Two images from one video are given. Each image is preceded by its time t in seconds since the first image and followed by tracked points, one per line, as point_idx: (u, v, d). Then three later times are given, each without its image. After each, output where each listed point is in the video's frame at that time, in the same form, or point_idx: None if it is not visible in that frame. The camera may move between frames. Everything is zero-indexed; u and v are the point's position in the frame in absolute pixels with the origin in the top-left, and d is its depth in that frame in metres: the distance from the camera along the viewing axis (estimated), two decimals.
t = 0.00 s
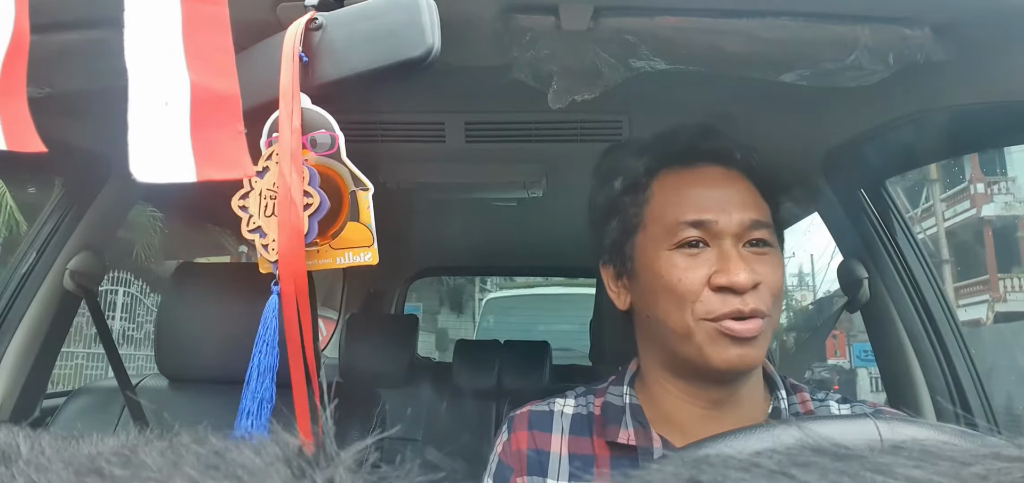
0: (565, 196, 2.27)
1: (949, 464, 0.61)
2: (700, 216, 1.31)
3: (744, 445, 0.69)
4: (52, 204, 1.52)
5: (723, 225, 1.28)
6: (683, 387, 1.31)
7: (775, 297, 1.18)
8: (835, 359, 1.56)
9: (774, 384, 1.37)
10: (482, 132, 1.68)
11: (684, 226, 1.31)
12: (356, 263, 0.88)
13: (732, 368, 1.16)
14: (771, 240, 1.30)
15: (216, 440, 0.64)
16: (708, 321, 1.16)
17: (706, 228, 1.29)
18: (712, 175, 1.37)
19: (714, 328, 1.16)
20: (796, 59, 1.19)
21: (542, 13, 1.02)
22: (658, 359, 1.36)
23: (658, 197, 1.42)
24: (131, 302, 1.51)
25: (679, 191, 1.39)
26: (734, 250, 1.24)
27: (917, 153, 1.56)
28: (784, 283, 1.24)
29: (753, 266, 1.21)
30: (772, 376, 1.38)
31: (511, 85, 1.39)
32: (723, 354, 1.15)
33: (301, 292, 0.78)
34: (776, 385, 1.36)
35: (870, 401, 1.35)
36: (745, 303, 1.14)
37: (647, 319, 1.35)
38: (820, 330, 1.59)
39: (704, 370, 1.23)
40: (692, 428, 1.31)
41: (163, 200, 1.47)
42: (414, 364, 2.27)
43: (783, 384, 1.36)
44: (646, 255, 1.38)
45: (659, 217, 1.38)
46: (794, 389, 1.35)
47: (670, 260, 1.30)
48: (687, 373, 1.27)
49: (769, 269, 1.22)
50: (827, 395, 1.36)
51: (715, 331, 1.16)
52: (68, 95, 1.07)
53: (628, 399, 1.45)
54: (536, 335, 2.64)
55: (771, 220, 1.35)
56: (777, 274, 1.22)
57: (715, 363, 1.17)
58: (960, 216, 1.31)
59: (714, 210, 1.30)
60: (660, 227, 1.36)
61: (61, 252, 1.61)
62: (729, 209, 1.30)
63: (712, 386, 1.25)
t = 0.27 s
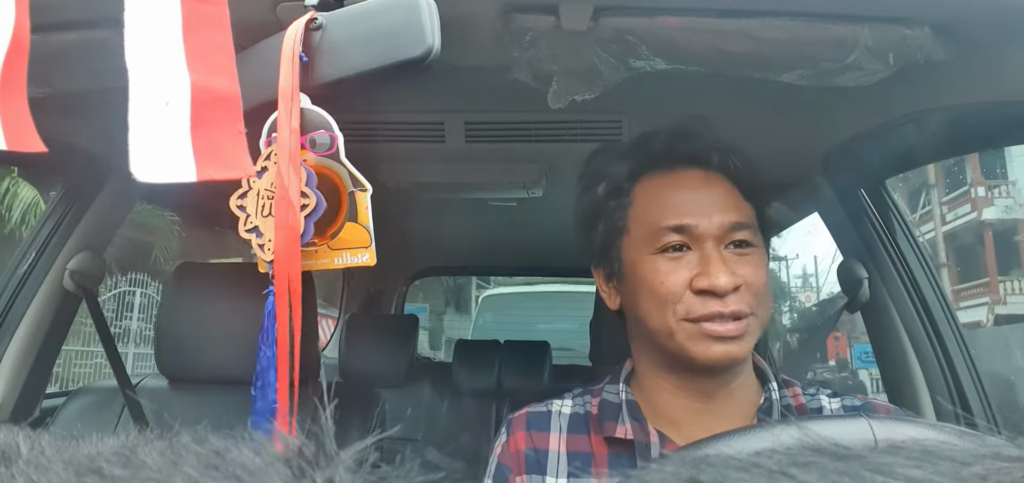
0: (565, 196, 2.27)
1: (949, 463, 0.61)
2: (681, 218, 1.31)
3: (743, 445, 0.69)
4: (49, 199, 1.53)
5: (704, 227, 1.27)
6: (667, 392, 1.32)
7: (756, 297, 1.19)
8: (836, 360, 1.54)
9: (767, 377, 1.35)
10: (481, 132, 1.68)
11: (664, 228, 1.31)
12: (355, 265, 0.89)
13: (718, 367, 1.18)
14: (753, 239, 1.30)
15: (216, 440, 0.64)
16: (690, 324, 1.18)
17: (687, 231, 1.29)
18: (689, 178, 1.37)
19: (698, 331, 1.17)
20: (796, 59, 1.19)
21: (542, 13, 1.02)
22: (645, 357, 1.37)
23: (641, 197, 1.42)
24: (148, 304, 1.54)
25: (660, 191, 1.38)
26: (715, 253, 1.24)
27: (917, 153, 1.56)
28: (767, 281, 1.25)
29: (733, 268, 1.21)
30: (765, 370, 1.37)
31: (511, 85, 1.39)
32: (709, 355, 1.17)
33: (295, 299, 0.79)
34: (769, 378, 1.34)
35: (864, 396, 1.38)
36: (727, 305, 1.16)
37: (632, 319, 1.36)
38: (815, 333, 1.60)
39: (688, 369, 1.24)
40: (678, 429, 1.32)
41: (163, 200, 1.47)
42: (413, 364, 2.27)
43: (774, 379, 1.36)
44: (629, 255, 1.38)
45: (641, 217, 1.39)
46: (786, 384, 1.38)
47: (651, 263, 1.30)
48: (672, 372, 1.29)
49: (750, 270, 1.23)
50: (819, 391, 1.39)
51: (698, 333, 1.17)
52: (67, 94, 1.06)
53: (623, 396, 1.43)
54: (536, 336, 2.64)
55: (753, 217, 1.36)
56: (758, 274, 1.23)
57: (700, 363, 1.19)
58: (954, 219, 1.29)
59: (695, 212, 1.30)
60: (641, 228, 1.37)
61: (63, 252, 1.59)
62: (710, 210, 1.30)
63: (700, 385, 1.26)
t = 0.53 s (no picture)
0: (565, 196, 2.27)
1: (949, 463, 0.61)
2: (673, 217, 1.32)
3: (742, 445, 0.69)
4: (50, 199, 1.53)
5: (694, 228, 1.28)
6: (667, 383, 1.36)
7: (741, 296, 1.21)
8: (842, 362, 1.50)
9: (771, 376, 1.37)
10: (481, 132, 1.68)
11: (657, 228, 1.33)
12: (347, 265, 0.89)
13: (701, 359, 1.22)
14: (751, 240, 1.29)
15: (215, 440, 0.64)
16: (672, 320, 1.21)
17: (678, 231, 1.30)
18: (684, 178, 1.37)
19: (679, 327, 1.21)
20: (796, 59, 1.19)
21: (542, 14, 1.02)
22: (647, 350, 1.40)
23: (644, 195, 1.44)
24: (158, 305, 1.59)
25: (660, 190, 1.40)
26: (703, 253, 1.25)
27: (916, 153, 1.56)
28: (760, 280, 1.25)
29: (718, 268, 1.23)
30: (770, 369, 1.38)
31: (511, 85, 1.39)
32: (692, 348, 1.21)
33: (266, 294, 0.72)
34: (774, 378, 1.37)
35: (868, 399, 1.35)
36: (705, 303, 1.19)
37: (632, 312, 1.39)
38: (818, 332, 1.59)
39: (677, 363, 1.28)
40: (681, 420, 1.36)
41: (163, 200, 1.47)
42: (413, 364, 2.27)
43: (780, 378, 1.38)
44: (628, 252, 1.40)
45: (641, 215, 1.41)
46: (790, 385, 1.38)
47: (643, 261, 1.32)
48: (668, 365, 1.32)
49: (738, 269, 1.23)
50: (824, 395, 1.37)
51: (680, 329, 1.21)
52: (67, 94, 1.07)
53: (629, 386, 1.44)
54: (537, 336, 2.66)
55: (755, 215, 1.34)
56: (748, 273, 1.23)
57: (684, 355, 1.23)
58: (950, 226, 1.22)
59: (688, 211, 1.31)
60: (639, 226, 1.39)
61: (62, 251, 1.60)
62: (703, 210, 1.30)
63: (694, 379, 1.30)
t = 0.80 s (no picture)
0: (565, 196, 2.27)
1: (949, 463, 0.61)
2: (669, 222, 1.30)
3: (743, 446, 0.69)
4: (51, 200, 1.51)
5: (687, 236, 1.26)
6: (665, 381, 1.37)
7: (731, 309, 1.20)
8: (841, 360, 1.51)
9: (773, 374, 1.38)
10: (481, 132, 1.68)
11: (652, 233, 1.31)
12: (359, 262, 0.91)
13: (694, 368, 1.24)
14: (745, 246, 1.27)
15: (215, 440, 0.64)
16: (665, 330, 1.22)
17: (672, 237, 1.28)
18: (681, 178, 1.36)
19: (672, 338, 1.21)
20: (796, 60, 1.19)
21: (542, 14, 1.02)
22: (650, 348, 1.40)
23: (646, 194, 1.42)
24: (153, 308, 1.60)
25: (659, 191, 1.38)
26: (695, 262, 1.24)
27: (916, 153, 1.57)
28: (753, 289, 1.24)
29: (710, 279, 1.21)
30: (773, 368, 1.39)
31: (511, 85, 1.39)
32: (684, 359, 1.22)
33: (278, 297, 0.73)
34: (775, 375, 1.35)
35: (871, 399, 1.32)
36: (696, 316, 1.19)
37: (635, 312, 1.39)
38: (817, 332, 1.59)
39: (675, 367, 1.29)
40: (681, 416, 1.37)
41: (163, 200, 1.47)
42: (413, 364, 2.27)
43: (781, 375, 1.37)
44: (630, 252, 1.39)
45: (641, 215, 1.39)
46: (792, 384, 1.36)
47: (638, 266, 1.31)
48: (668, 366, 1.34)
49: (730, 280, 1.22)
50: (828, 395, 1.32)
51: (673, 340, 1.21)
52: (67, 95, 1.07)
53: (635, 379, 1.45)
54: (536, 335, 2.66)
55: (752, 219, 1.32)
56: (740, 283, 1.22)
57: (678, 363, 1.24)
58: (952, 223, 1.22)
59: (683, 217, 1.29)
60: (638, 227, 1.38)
61: (62, 250, 1.59)
62: (698, 216, 1.28)
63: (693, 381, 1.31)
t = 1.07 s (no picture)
0: (565, 196, 2.27)
1: (949, 463, 0.61)
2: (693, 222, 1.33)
3: (742, 446, 0.69)
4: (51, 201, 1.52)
5: (710, 234, 1.29)
6: (680, 376, 1.38)
7: (748, 309, 1.21)
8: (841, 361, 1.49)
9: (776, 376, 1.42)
10: (481, 132, 1.68)
11: (676, 230, 1.34)
12: (361, 261, 0.92)
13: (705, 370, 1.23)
14: (765, 250, 1.29)
15: (215, 440, 0.65)
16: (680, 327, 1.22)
17: (696, 236, 1.30)
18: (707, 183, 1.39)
19: (685, 335, 1.21)
20: (796, 60, 1.19)
21: (542, 14, 1.02)
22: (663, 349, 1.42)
23: (669, 197, 1.45)
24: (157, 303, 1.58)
25: (684, 194, 1.41)
26: (717, 261, 1.26)
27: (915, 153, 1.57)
28: (771, 293, 1.25)
29: (729, 279, 1.22)
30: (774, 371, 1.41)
31: (511, 85, 1.39)
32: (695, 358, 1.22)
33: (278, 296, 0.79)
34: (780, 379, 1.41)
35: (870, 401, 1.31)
36: (713, 315, 1.19)
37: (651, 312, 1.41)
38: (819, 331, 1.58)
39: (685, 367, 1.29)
40: (690, 410, 1.39)
41: (162, 200, 1.47)
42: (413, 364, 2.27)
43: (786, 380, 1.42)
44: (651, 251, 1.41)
45: (664, 216, 1.42)
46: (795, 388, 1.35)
47: (660, 263, 1.33)
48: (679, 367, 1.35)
49: (749, 282, 1.23)
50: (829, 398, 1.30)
51: (686, 338, 1.21)
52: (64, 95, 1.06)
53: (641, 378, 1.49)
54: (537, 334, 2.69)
55: (774, 226, 1.35)
56: (758, 286, 1.23)
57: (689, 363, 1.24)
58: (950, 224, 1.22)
59: (710, 218, 1.32)
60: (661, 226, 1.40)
61: (60, 251, 1.59)
62: (723, 218, 1.31)
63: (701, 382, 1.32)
